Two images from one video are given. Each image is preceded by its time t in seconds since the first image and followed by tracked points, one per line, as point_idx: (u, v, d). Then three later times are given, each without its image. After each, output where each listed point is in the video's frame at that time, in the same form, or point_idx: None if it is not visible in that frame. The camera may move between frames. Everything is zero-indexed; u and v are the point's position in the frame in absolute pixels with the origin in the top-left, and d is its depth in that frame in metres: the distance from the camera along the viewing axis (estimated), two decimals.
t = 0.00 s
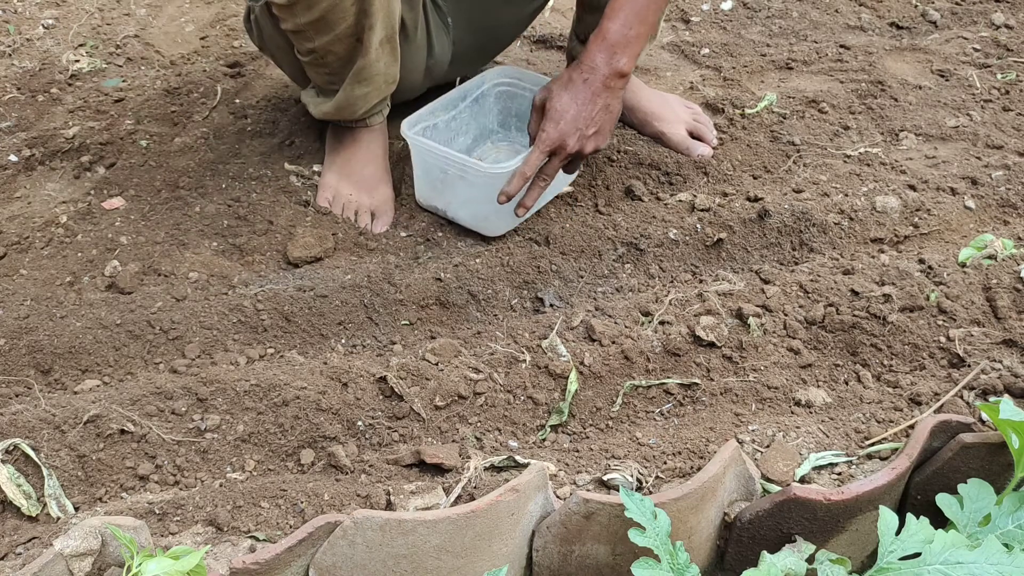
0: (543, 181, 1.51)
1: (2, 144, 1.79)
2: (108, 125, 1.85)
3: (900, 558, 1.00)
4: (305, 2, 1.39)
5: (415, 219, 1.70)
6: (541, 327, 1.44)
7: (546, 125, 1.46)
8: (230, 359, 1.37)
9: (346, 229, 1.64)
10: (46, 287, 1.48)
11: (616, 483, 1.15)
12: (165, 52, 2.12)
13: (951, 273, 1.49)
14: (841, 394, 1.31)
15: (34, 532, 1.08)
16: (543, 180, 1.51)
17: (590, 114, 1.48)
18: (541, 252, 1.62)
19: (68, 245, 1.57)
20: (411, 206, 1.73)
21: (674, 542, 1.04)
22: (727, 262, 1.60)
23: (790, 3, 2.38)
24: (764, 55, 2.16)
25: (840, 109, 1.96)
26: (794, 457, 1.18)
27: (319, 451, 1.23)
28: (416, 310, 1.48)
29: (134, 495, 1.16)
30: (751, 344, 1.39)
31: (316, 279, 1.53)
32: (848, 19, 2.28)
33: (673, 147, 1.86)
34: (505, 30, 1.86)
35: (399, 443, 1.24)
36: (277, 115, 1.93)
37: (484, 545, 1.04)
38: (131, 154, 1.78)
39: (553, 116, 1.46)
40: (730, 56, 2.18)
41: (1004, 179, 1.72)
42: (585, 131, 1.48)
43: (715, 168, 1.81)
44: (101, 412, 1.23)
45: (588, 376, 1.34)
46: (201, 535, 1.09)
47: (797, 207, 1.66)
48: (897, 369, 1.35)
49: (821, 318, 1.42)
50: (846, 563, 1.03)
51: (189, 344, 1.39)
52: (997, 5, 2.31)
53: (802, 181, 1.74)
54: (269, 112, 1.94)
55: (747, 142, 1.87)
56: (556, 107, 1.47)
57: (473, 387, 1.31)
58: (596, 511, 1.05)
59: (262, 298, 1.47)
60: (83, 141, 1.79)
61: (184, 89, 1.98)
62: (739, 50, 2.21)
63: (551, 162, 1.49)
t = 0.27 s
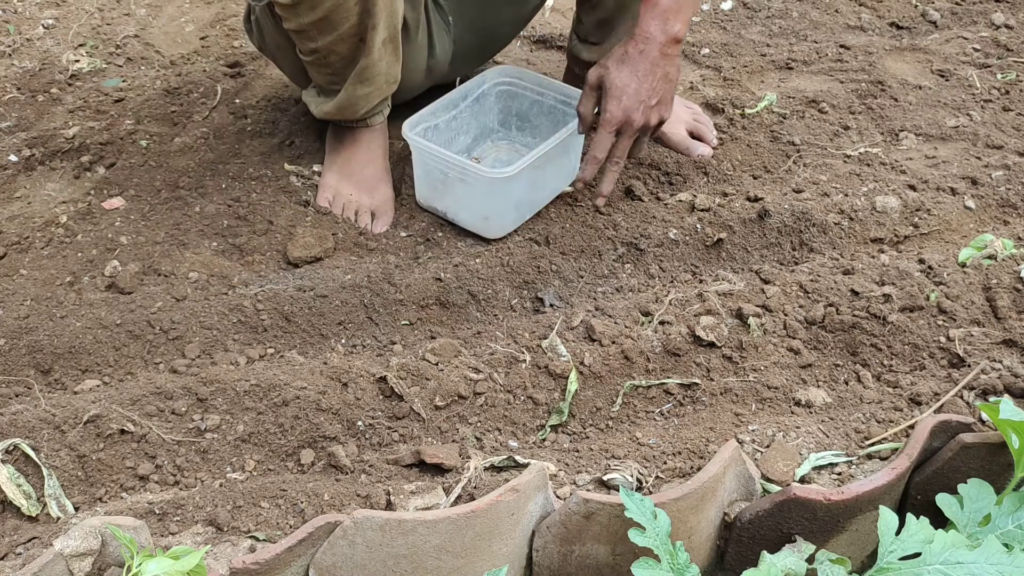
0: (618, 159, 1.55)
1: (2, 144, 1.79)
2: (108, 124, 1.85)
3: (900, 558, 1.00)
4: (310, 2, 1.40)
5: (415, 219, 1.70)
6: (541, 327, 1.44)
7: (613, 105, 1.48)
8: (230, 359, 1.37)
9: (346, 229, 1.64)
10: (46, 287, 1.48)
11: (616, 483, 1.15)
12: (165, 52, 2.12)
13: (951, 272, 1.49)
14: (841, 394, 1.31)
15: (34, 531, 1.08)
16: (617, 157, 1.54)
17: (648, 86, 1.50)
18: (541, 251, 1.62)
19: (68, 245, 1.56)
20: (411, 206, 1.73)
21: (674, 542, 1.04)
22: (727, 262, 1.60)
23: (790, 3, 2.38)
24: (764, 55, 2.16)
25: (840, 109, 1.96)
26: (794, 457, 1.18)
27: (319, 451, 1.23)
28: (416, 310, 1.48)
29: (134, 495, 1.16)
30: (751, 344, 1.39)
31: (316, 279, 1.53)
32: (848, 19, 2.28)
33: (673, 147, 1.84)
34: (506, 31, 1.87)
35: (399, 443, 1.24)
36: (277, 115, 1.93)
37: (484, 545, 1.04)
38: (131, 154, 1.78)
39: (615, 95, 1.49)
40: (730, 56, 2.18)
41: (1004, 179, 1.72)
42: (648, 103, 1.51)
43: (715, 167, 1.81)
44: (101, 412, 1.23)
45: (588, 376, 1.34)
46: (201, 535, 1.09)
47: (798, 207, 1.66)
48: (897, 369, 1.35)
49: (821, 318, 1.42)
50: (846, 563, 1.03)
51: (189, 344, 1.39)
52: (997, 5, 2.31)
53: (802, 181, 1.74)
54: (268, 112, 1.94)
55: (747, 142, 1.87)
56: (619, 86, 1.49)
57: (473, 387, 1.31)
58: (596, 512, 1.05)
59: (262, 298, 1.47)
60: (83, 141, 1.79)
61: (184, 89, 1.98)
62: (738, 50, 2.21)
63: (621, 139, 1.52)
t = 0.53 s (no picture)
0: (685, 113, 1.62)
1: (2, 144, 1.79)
2: (108, 124, 1.85)
3: (900, 558, 1.00)
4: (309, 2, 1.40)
5: (415, 219, 1.70)
6: (541, 327, 1.44)
7: (682, 71, 1.51)
8: (230, 359, 1.37)
9: (346, 229, 1.64)
10: (46, 287, 1.48)
11: (616, 483, 1.15)
12: (165, 52, 2.12)
13: (951, 272, 1.49)
14: (841, 394, 1.31)
15: (34, 532, 1.08)
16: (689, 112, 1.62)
17: (710, 46, 1.51)
18: (541, 251, 1.62)
19: (68, 245, 1.56)
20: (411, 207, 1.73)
21: (674, 542, 1.04)
22: (727, 262, 1.60)
23: (790, 3, 2.38)
24: (764, 55, 2.17)
25: (840, 109, 1.96)
26: (794, 457, 1.18)
27: (319, 451, 1.23)
28: (416, 310, 1.48)
29: (134, 495, 1.16)
30: (751, 344, 1.39)
31: (316, 279, 1.53)
32: (848, 19, 2.28)
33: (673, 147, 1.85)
34: (506, 34, 1.87)
35: (399, 443, 1.24)
36: (277, 115, 1.93)
37: (484, 545, 1.04)
38: (131, 154, 1.78)
39: (681, 59, 1.51)
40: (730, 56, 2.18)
41: (1004, 179, 1.72)
42: (713, 62, 1.53)
43: (715, 167, 1.81)
44: (101, 412, 1.23)
45: (588, 376, 1.34)
46: (201, 535, 1.09)
47: (797, 207, 1.66)
48: (897, 369, 1.35)
49: (821, 318, 1.42)
50: (846, 563, 1.03)
51: (189, 344, 1.39)
52: (997, 5, 2.31)
53: (802, 181, 1.74)
54: (268, 111, 1.94)
55: (747, 142, 1.87)
56: (681, 52, 1.51)
57: (473, 387, 1.31)
58: (596, 511, 1.05)
59: (262, 298, 1.47)
60: (83, 141, 1.79)
61: (184, 89, 1.98)
62: (738, 50, 2.21)
63: (692, 97, 1.57)
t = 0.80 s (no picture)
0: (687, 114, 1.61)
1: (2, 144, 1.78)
2: (108, 125, 1.85)
3: (900, 558, 1.00)
4: (309, 7, 1.40)
5: (415, 219, 1.70)
6: (541, 327, 1.44)
7: (685, 72, 1.51)
8: (230, 359, 1.37)
9: (345, 229, 1.64)
10: (46, 287, 1.48)
11: (616, 483, 1.15)
12: (165, 52, 2.12)
13: (951, 272, 1.49)
14: (841, 394, 1.31)
15: (34, 531, 1.08)
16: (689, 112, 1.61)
17: (710, 45, 1.51)
18: (541, 251, 1.61)
19: (68, 245, 1.56)
20: (410, 207, 1.73)
21: (674, 542, 1.04)
22: (727, 262, 1.60)
23: (790, 3, 2.38)
24: (764, 55, 2.16)
25: (840, 109, 1.96)
26: (794, 457, 1.18)
27: (319, 451, 1.23)
28: (416, 310, 1.48)
29: (134, 495, 1.16)
30: (751, 344, 1.39)
31: (316, 279, 1.53)
32: (848, 19, 2.28)
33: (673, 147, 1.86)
34: (506, 33, 1.87)
35: (399, 443, 1.24)
36: (277, 115, 1.93)
37: (484, 545, 1.04)
38: (131, 154, 1.78)
39: (682, 60, 1.51)
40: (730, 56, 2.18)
41: (1004, 179, 1.72)
42: (712, 62, 1.53)
43: (715, 168, 1.81)
44: (101, 412, 1.23)
45: (588, 376, 1.34)
46: (201, 535, 1.09)
47: (798, 207, 1.66)
48: (897, 369, 1.35)
49: (821, 318, 1.42)
50: (846, 564, 1.03)
51: (189, 344, 1.39)
52: (997, 5, 2.31)
53: (802, 181, 1.74)
54: (268, 112, 1.94)
55: (747, 142, 1.87)
56: (682, 53, 1.51)
57: (473, 387, 1.31)
58: (596, 511, 1.05)
59: (262, 298, 1.47)
60: (83, 141, 1.79)
61: (184, 89, 1.98)
62: (738, 50, 2.21)
63: (693, 97, 1.57)
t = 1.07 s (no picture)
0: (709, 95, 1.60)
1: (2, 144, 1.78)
2: (108, 125, 1.85)
3: (900, 558, 1.00)
4: (312, 7, 1.40)
5: (415, 220, 1.70)
6: (541, 327, 1.44)
7: (707, 46, 1.52)
8: (230, 359, 1.37)
9: (346, 229, 1.64)
10: (46, 287, 1.48)
11: (616, 483, 1.15)
12: (165, 52, 2.12)
13: (951, 272, 1.49)
14: (841, 394, 1.31)
15: (34, 532, 1.08)
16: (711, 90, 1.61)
17: (730, 22, 1.53)
18: (541, 251, 1.61)
19: (68, 245, 1.56)
20: (410, 207, 1.73)
21: (674, 542, 1.04)
22: (727, 262, 1.60)
23: (790, 3, 2.38)
24: (764, 55, 2.17)
25: (840, 109, 1.96)
26: (794, 457, 1.18)
27: (319, 451, 1.23)
28: (416, 310, 1.48)
29: (134, 495, 1.16)
30: (751, 344, 1.39)
31: (316, 279, 1.53)
32: (848, 19, 2.28)
33: (673, 148, 1.86)
34: (506, 33, 1.87)
35: (399, 443, 1.24)
36: (277, 115, 1.93)
37: (484, 545, 1.04)
38: (131, 154, 1.78)
39: (705, 37, 1.52)
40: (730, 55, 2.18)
41: (1004, 179, 1.72)
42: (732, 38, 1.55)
43: (715, 168, 1.81)
44: (101, 412, 1.23)
45: (588, 376, 1.34)
46: (201, 535, 1.09)
47: (798, 207, 1.66)
48: (897, 369, 1.35)
49: (821, 318, 1.42)
50: (846, 563, 1.03)
51: (190, 344, 1.39)
52: (997, 5, 2.31)
53: (802, 181, 1.74)
54: (268, 112, 1.94)
55: (747, 142, 1.87)
56: (703, 29, 1.52)
57: (473, 387, 1.31)
58: (596, 511, 1.05)
59: (262, 298, 1.47)
60: (83, 141, 1.79)
61: (184, 89, 1.98)
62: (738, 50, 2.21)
63: (716, 75, 1.57)
